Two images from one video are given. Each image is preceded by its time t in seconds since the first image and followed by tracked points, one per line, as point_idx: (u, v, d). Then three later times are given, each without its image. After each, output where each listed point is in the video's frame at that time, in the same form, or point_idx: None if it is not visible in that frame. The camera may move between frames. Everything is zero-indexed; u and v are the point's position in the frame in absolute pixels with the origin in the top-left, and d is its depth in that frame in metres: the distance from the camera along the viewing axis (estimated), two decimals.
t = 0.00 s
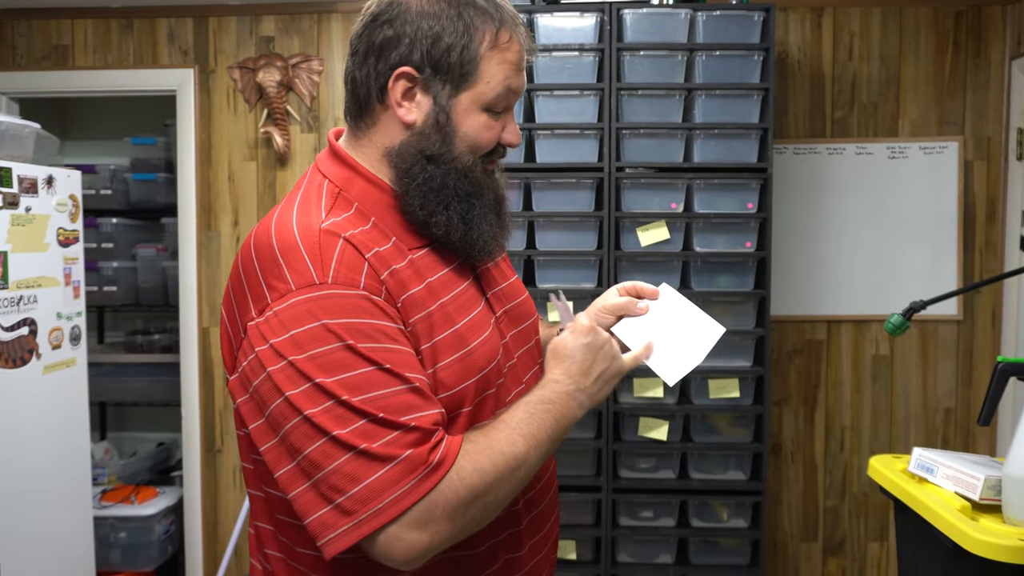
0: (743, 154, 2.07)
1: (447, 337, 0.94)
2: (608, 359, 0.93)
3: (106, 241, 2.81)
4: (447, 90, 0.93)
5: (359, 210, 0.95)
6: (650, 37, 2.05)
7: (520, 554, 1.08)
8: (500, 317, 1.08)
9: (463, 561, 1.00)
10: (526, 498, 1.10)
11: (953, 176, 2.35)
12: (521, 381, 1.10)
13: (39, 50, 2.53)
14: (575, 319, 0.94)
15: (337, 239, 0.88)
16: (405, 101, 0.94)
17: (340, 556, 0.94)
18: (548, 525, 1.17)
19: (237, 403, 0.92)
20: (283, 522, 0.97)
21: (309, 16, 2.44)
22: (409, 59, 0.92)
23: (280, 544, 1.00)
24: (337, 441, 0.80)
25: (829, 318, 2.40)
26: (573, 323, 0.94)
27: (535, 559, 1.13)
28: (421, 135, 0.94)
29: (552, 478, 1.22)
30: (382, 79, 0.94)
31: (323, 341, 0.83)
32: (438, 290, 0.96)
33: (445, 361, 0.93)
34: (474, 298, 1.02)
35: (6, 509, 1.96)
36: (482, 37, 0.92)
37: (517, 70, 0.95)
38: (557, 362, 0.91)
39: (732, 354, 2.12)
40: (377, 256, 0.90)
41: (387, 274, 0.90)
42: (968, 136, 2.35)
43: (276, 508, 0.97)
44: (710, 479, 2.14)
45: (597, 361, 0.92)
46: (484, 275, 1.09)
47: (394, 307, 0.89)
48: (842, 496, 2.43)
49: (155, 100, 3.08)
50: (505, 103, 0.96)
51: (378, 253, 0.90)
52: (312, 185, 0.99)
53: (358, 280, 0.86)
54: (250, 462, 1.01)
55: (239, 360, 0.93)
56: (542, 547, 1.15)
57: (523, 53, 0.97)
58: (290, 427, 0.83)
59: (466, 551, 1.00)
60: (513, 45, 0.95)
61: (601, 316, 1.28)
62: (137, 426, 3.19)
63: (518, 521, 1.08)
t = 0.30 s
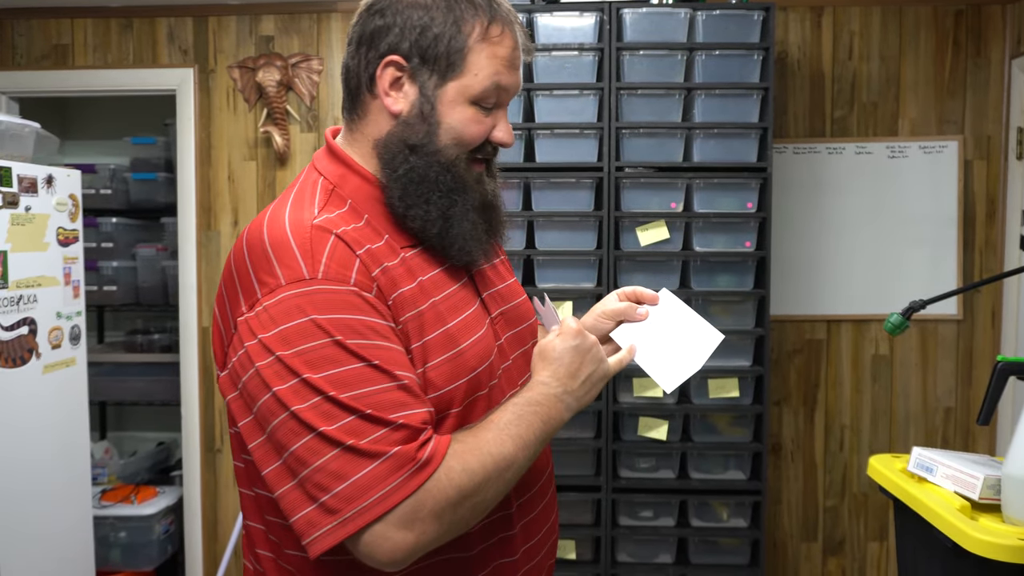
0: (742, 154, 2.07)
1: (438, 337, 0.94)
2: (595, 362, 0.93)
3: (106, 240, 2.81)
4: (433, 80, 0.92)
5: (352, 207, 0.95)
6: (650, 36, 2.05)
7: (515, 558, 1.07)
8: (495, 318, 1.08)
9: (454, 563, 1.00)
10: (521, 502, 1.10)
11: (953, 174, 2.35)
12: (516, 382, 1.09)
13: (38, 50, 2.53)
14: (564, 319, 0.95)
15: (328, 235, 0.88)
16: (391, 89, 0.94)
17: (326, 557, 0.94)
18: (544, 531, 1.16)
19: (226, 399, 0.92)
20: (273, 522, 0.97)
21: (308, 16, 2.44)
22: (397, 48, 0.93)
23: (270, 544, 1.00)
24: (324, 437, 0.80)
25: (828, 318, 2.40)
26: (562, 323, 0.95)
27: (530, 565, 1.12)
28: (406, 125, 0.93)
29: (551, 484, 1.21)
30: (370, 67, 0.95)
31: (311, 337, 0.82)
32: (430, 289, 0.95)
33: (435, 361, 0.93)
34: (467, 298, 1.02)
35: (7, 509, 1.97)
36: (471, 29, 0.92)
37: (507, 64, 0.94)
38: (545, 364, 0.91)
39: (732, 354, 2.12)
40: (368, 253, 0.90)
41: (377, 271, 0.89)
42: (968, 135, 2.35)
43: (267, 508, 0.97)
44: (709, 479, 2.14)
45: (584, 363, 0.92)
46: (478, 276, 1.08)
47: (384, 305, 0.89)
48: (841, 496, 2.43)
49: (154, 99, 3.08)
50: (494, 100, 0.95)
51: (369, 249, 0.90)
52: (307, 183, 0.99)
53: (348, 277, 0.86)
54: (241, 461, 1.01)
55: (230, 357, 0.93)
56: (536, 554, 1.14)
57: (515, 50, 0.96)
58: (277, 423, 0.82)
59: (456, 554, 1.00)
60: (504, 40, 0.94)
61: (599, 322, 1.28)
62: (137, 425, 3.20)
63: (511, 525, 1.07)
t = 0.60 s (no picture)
0: (741, 155, 2.07)
1: (421, 342, 0.93)
2: (593, 379, 0.92)
3: (105, 242, 2.81)
4: (407, 78, 0.92)
5: (337, 212, 0.95)
6: (649, 38, 2.05)
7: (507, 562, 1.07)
8: (487, 320, 1.08)
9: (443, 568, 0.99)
10: (514, 506, 1.10)
11: (951, 175, 2.35)
12: (507, 386, 1.10)
13: (37, 51, 2.53)
14: (566, 334, 0.94)
15: (309, 241, 0.88)
16: (367, 89, 0.94)
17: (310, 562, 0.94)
18: (538, 534, 1.16)
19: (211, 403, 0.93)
20: (263, 527, 0.96)
21: (307, 18, 2.44)
22: (371, 47, 0.93)
23: (262, 548, 0.99)
24: (293, 449, 0.80)
25: (827, 319, 2.40)
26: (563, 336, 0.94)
27: (524, 568, 1.12)
28: (380, 125, 0.94)
29: (546, 487, 1.20)
30: (348, 68, 0.96)
31: (284, 346, 0.82)
32: (412, 295, 0.95)
33: (417, 367, 0.92)
34: (452, 302, 1.02)
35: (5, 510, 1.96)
36: (443, 27, 0.92)
37: (483, 60, 0.93)
38: (540, 379, 0.90)
39: (731, 355, 2.13)
40: (350, 259, 0.90)
41: (357, 278, 0.89)
42: (966, 136, 2.35)
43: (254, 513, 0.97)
44: (708, 481, 2.14)
45: (581, 380, 0.91)
46: (467, 280, 1.09)
47: (363, 311, 0.88)
48: (840, 497, 2.44)
49: (153, 101, 3.08)
50: (471, 97, 0.94)
51: (351, 256, 0.90)
52: (293, 187, 1.00)
53: (325, 285, 0.86)
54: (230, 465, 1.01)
55: (213, 362, 0.93)
56: (530, 558, 1.13)
57: (492, 46, 0.94)
58: (249, 432, 0.83)
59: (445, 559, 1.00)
60: (479, 36, 0.93)
61: (593, 322, 1.30)
62: (136, 427, 3.19)
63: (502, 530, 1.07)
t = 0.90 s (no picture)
0: (741, 156, 2.07)
1: (412, 343, 0.93)
2: (585, 382, 0.91)
3: (105, 241, 2.81)
4: (395, 77, 0.92)
5: (329, 212, 0.95)
6: (649, 39, 2.05)
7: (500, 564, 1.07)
8: (482, 321, 1.08)
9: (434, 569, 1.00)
10: (508, 507, 1.09)
11: (951, 176, 2.35)
12: (502, 387, 1.10)
13: (37, 50, 2.53)
14: (559, 335, 0.93)
15: (301, 242, 0.88)
16: (357, 88, 0.95)
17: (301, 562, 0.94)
18: (533, 536, 1.15)
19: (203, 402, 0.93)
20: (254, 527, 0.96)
21: (307, 18, 2.44)
22: (360, 45, 0.94)
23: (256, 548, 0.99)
24: (280, 450, 0.80)
25: (826, 321, 2.40)
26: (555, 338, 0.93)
27: (518, 570, 1.12)
28: (369, 123, 0.94)
29: (541, 488, 1.20)
30: (338, 67, 0.96)
31: (272, 347, 0.82)
32: (404, 296, 0.95)
33: (408, 368, 0.92)
34: (445, 303, 1.02)
35: (4, 509, 1.96)
36: (431, 25, 0.91)
37: (472, 59, 0.93)
38: (531, 381, 0.90)
39: (730, 356, 2.13)
40: (340, 260, 0.90)
41: (348, 279, 0.89)
42: (966, 138, 2.35)
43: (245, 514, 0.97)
44: (707, 482, 2.14)
45: (572, 383, 0.90)
46: (461, 279, 1.08)
47: (352, 313, 0.88)
48: (839, 498, 2.44)
49: (153, 100, 3.08)
50: (460, 95, 0.94)
51: (343, 257, 0.90)
52: (287, 187, 1.00)
53: (315, 286, 0.86)
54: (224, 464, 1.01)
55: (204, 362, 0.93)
56: (525, 560, 1.13)
57: (481, 45, 0.94)
58: (237, 433, 0.83)
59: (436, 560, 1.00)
60: (466, 34, 0.93)
61: (588, 322, 1.30)
62: (135, 427, 3.19)
63: (495, 531, 1.06)
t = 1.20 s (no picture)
0: (741, 158, 2.07)
1: (411, 343, 0.93)
2: (575, 387, 0.90)
3: (105, 241, 2.81)
4: (400, 77, 0.92)
5: (330, 212, 0.95)
6: (650, 40, 2.05)
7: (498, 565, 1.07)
8: (483, 321, 1.08)
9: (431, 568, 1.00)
10: (507, 507, 1.10)
11: (951, 178, 2.36)
12: (503, 387, 1.10)
13: (38, 50, 2.53)
14: (551, 339, 0.92)
15: (300, 241, 0.88)
16: (361, 88, 0.94)
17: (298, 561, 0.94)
18: (532, 537, 1.15)
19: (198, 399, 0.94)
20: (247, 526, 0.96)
21: (308, 18, 2.45)
22: (364, 45, 0.94)
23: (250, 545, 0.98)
24: (266, 450, 0.80)
25: (826, 322, 2.41)
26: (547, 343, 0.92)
27: (517, 570, 1.12)
28: (374, 123, 0.94)
29: (541, 488, 1.20)
30: (341, 67, 0.96)
31: (265, 345, 0.82)
32: (404, 295, 0.96)
33: (407, 368, 0.92)
34: (444, 303, 1.02)
35: (4, 509, 1.96)
36: (435, 25, 0.92)
37: (475, 58, 0.93)
38: (521, 384, 0.89)
39: (731, 357, 2.13)
40: (340, 259, 0.90)
41: (346, 279, 0.89)
42: (966, 140, 2.36)
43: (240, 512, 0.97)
44: (707, 482, 2.14)
45: (562, 388, 0.89)
46: (462, 279, 1.09)
47: (350, 313, 0.89)
48: (839, 499, 2.44)
49: (154, 100, 3.08)
50: (463, 95, 0.94)
51: (342, 257, 0.91)
52: (288, 186, 1.00)
53: (312, 286, 0.86)
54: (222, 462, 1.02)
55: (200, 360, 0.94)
56: (525, 559, 1.14)
57: (485, 44, 0.95)
58: (227, 432, 0.83)
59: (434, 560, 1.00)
60: (470, 34, 0.93)
61: (589, 325, 1.29)
62: (135, 426, 3.19)
63: (493, 532, 1.06)
